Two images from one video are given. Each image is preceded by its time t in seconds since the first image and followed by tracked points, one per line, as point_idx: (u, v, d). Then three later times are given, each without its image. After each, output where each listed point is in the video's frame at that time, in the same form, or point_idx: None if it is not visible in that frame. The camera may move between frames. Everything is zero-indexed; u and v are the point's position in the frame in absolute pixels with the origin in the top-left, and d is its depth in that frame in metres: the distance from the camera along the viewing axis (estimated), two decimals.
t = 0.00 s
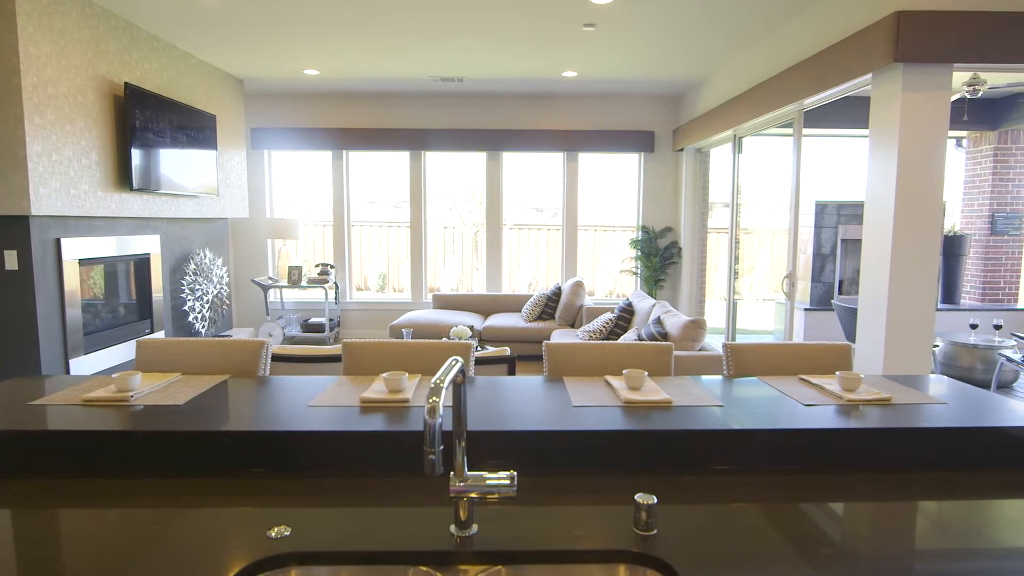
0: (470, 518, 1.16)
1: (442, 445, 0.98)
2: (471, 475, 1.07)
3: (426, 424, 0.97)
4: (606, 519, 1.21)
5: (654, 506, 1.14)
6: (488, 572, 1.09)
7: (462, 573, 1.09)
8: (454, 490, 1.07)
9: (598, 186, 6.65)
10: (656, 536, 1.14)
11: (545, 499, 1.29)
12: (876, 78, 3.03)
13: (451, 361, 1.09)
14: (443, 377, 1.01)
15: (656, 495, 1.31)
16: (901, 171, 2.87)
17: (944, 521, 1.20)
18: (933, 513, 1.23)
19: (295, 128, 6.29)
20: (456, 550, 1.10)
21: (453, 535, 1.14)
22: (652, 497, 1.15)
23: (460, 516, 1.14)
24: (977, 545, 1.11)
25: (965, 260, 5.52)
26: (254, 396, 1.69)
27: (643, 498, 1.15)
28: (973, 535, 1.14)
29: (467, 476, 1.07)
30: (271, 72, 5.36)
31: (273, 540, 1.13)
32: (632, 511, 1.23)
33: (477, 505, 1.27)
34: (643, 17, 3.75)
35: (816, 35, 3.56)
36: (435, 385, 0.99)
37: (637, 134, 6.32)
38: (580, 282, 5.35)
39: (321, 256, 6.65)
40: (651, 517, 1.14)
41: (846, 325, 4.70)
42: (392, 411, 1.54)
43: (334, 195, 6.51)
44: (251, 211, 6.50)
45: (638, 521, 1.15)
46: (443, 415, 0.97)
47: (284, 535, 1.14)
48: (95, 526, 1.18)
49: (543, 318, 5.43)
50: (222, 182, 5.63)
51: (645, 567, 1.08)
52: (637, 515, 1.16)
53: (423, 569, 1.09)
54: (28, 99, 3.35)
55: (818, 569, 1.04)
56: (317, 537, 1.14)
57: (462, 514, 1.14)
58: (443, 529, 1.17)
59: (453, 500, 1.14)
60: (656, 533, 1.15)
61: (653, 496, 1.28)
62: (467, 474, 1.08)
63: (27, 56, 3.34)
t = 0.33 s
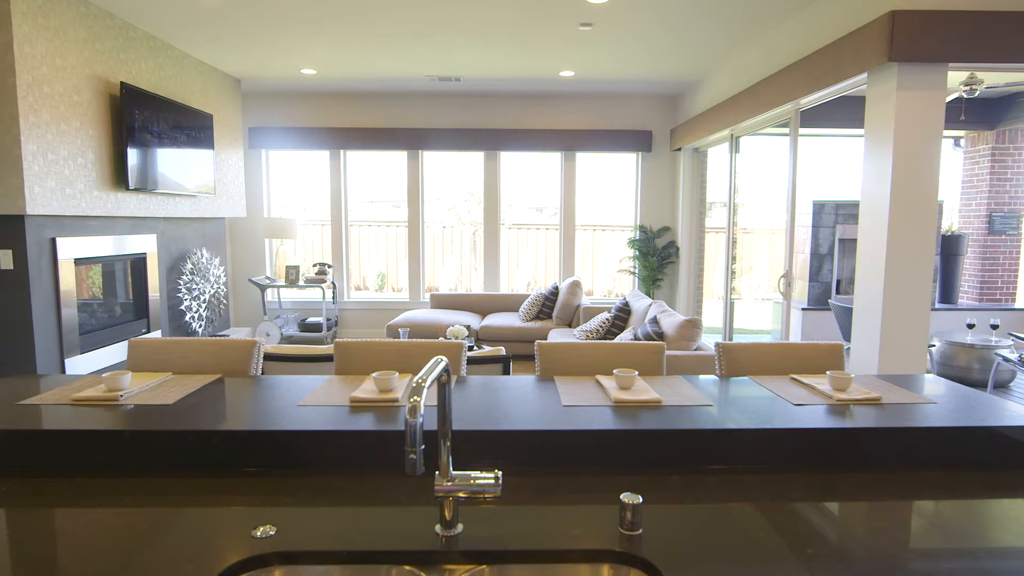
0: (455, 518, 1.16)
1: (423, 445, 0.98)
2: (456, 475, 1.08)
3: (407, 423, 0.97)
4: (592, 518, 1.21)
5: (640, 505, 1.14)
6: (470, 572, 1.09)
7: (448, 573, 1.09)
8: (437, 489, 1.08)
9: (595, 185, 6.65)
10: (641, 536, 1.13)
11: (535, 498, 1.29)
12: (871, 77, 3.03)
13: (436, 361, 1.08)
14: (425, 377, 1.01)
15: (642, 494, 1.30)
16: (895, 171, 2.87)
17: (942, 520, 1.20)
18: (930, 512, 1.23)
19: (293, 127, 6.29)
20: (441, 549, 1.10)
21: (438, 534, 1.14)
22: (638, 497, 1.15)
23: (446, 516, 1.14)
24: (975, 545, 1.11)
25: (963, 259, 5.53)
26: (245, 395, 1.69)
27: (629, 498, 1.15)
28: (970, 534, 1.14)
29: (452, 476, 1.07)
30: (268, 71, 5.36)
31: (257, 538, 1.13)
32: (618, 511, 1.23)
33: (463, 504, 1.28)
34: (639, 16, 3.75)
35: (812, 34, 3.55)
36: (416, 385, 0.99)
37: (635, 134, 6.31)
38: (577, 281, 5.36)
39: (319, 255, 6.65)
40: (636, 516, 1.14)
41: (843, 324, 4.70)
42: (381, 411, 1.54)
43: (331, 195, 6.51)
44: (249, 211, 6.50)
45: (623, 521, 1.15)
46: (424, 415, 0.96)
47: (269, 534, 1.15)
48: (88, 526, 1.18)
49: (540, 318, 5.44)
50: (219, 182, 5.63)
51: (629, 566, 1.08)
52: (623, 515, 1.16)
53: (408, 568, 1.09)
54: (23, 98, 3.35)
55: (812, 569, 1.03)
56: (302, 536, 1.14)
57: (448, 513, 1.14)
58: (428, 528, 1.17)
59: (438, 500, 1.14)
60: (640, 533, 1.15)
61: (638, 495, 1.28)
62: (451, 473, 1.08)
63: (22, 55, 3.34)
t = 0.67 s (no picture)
0: (440, 518, 1.16)
1: (403, 445, 0.98)
2: (442, 475, 1.08)
3: (387, 423, 0.97)
4: (577, 517, 1.21)
5: (623, 504, 1.14)
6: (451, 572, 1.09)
7: (432, 573, 1.08)
8: (420, 489, 1.08)
9: (593, 184, 6.64)
10: (624, 535, 1.14)
11: (523, 497, 1.29)
12: (866, 77, 3.03)
13: (421, 360, 1.09)
14: (406, 377, 1.01)
15: (626, 493, 1.30)
16: (890, 171, 2.87)
17: (939, 520, 1.20)
18: (926, 511, 1.23)
19: (291, 126, 6.29)
20: (425, 548, 1.10)
21: (421, 534, 1.14)
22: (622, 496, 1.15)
23: (430, 515, 1.14)
24: (971, 544, 1.11)
25: (960, 259, 5.54)
26: (234, 395, 1.69)
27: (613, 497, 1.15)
28: (967, 534, 1.14)
29: (435, 475, 1.08)
30: (265, 70, 5.36)
31: (242, 538, 1.14)
32: (602, 510, 1.23)
33: (446, 503, 1.28)
34: (634, 15, 3.75)
35: (808, 33, 3.55)
36: (397, 385, 0.99)
37: (632, 134, 6.31)
38: (575, 280, 5.36)
39: (317, 255, 6.65)
40: (620, 515, 1.15)
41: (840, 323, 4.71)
42: (369, 411, 1.54)
43: (328, 194, 6.51)
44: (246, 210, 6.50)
45: (607, 520, 1.15)
46: (403, 414, 0.96)
47: (253, 533, 1.15)
48: (85, 525, 1.18)
49: (538, 317, 5.44)
50: (216, 181, 5.62)
51: (611, 565, 1.09)
52: (607, 514, 1.16)
53: (391, 568, 1.09)
54: (17, 98, 3.35)
55: (808, 569, 1.03)
56: (286, 535, 1.14)
57: (432, 513, 1.14)
58: (412, 528, 1.17)
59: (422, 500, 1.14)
60: (625, 532, 1.15)
61: (622, 494, 1.28)
62: (437, 473, 1.09)
63: (16, 55, 3.34)
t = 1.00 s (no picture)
0: (424, 517, 1.16)
1: (382, 444, 0.98)
2: (426, 474, 1.10)
3: (366, 422, 0.97)
4: (564, 516, 1.21)
5: (608, 504, 1.13)
6: (434, 572, 1.09)
7: (414, 572, 1.08)
8: (404, 488, 1.10)
9: (590, 184, 6.64)
10: (608, 535, 1.13)
11: (510, 497, 1.28)
12: (861, 76, 3.03)
13: (403, 360, 1.10)
14: (387, 376, 1.01)
15: (610, 493, 1.30)
16: (884, 171, 2.87)
17: (936, 520, 1.20)
18: (923, 511, 1.23)
19: (289, 126, 6.29)
20: (410, 548, 1.09)
21: (405, 534, 1.14)
22: (606, 496, 1.14)
23: (413, 515, 1.14)
24: (966, 544, 1.11)
25: (958, 258, 5.54)
26: (223, 395, 1.69)
27: (597, 497, 1.14)
28: (963, 534, 1.14)
29: (419, 475, 1.10)
30: (262, 70, 5.35)
31: (226, 538, 1.14)
32: (586, 509, 1.23)
33: (430, 502, 1.28)
34: (629, 15, 3.74)
35: (803, 33, 3.55)
36: (377, 384, 0.99)
37: (630, 133, 6.31)
38: (572, 280, 5.36)
39: (315, 254, 6.65)
40: (604, 514, 1.14)
41: (836, 323, 4.71)
42: (357, 410, 1.54)
43: (325, 194, 6.51)
44: (244, 209, 6.50)
45: (591, 519, 1.15)
46: (383, 413, 0.96)
47: (237, 533, 1.15)
48: (82, 526, 1.18)
49: (535, 317, 5.44)
50: (212, 181, 5.62)
51: (594, 564, 1.09)
52: (591, 514, 1.15)
53: (374, 567, 1.09)
54: (12, 97, 3.35)
55: (805, 569, 1.03)
56: (271, 535, 1.14)
57: (415, 513, 1.14)
58: (396, 527, 1.17)
59: (406, 499, 1.14)
60: (609, 532, 1.15)
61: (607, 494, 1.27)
62: (421, 473, 1.10)
63: (11, 54, 3.34)
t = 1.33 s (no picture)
0: (409, 517, 1.16)
1: (363, 443, 0.98)
2: (409, 475, 1.10)
3: (346, 422, 0.97)
4: (551, 516, 1.20)
5: (592, 504, 1.13)
6: (418, 572, 1.08)
7: (396, 572, 1.08)
8: (388, 488, 1.10)
9: (587, 184, 6.64)
10: (593, 535, 1.13)
11: (498, 497, 1.28)
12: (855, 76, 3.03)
13: (386, 359, 1.10)
14: (367, 376, 1.02)
15: (595, 493, 1.30)
16: (879, 170, 2.87)
17: (932, 519, 1.20)
18: (919, 511, 1.23)
19: (286, 125, 6.29)
20: (394, 548, 1.09)
21: (390, 534, 1.14)
22: (591, 496, 1.14)
23: (398, 515, 1.14)
24: (962, 543, 1.11)
25: (955, 258, 5.54)
26: (213, 395, 1.69)
27: (581, 497, 1.14)
28: (958, 534, 1.14)
29: (403, 475, 1.10)
30: (259, 69, 5.34)
31: (211, 537, 1.13)
32: (571, 510, 1.23)
33: (415, 503, 1.28)
34: (625, 14, 3.75)
35: (799, 33, 3.55)
36: (357, 383, 0.99)
37: (627, 133, 6.31)
38: (568, 280, 5.36)
39: (312, 254, 6.65)
40: (588, 514, 1.13)
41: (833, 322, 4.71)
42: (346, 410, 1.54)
43: (322, 194, 6.50)
44: (242, 208, 6.50)
45: (576, 519, 1.14)
46: (363, 413, 0.96)
47: (222, 533, 1.15)
48: (77, 526, 1.17)
49: (532, 316, 5.44)
50: (209, 180, 5.61)
51: (576, 564, 1.09)
52: (576, 514, 1.15)
53: (358, 567, 1.09)
54: (6, 96, 3.35)
55: (803, 569, 1.03)
56: (258, 535, 1.14)
57: (400, 512, 1.14)
58: (381, 527, 1.17)
59: (390, 499, 1.14)
60: (593, 531, 1.14)
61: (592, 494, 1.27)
62: (406, 473, 1.11)
63: (6, 54, 3.34)
